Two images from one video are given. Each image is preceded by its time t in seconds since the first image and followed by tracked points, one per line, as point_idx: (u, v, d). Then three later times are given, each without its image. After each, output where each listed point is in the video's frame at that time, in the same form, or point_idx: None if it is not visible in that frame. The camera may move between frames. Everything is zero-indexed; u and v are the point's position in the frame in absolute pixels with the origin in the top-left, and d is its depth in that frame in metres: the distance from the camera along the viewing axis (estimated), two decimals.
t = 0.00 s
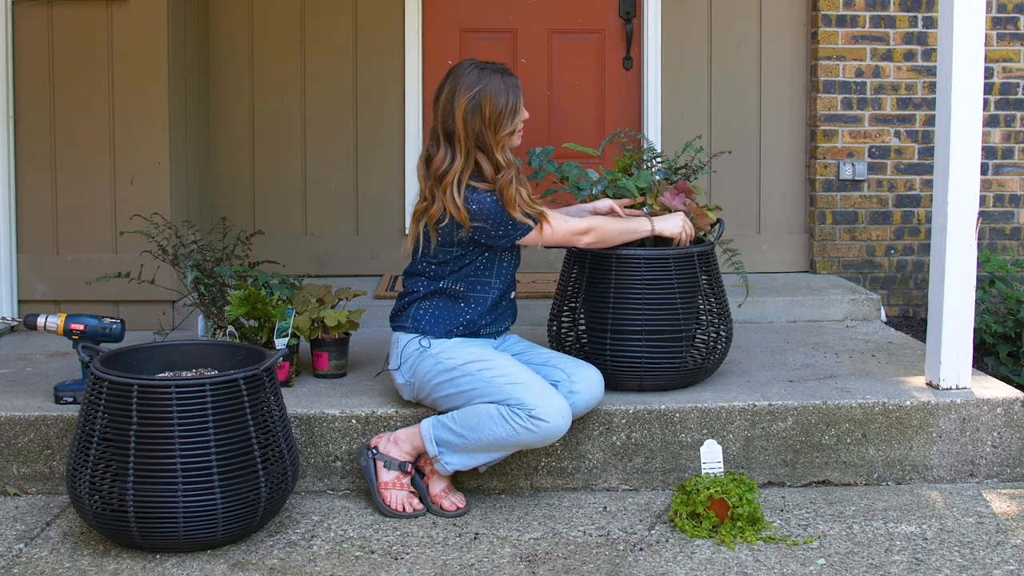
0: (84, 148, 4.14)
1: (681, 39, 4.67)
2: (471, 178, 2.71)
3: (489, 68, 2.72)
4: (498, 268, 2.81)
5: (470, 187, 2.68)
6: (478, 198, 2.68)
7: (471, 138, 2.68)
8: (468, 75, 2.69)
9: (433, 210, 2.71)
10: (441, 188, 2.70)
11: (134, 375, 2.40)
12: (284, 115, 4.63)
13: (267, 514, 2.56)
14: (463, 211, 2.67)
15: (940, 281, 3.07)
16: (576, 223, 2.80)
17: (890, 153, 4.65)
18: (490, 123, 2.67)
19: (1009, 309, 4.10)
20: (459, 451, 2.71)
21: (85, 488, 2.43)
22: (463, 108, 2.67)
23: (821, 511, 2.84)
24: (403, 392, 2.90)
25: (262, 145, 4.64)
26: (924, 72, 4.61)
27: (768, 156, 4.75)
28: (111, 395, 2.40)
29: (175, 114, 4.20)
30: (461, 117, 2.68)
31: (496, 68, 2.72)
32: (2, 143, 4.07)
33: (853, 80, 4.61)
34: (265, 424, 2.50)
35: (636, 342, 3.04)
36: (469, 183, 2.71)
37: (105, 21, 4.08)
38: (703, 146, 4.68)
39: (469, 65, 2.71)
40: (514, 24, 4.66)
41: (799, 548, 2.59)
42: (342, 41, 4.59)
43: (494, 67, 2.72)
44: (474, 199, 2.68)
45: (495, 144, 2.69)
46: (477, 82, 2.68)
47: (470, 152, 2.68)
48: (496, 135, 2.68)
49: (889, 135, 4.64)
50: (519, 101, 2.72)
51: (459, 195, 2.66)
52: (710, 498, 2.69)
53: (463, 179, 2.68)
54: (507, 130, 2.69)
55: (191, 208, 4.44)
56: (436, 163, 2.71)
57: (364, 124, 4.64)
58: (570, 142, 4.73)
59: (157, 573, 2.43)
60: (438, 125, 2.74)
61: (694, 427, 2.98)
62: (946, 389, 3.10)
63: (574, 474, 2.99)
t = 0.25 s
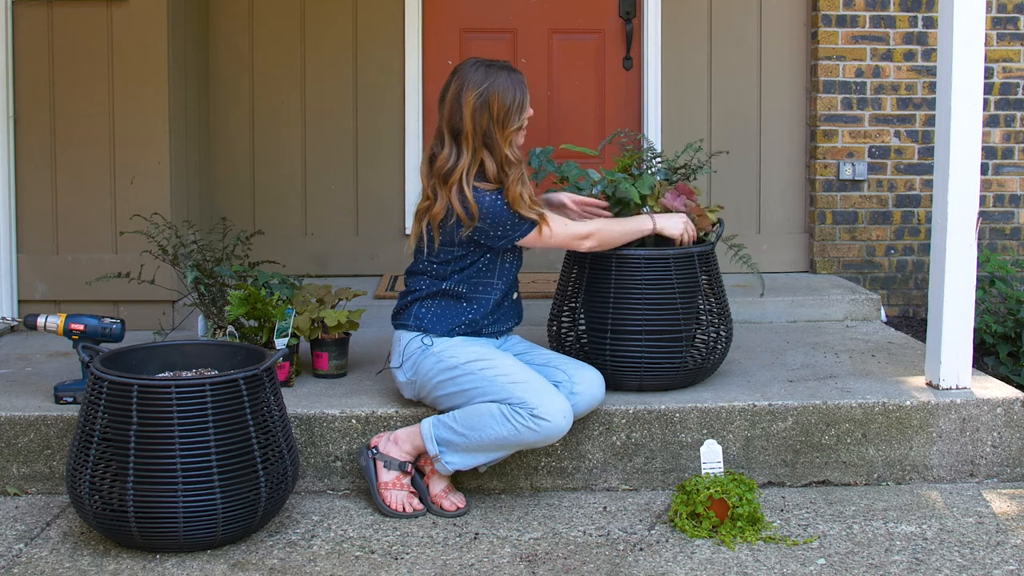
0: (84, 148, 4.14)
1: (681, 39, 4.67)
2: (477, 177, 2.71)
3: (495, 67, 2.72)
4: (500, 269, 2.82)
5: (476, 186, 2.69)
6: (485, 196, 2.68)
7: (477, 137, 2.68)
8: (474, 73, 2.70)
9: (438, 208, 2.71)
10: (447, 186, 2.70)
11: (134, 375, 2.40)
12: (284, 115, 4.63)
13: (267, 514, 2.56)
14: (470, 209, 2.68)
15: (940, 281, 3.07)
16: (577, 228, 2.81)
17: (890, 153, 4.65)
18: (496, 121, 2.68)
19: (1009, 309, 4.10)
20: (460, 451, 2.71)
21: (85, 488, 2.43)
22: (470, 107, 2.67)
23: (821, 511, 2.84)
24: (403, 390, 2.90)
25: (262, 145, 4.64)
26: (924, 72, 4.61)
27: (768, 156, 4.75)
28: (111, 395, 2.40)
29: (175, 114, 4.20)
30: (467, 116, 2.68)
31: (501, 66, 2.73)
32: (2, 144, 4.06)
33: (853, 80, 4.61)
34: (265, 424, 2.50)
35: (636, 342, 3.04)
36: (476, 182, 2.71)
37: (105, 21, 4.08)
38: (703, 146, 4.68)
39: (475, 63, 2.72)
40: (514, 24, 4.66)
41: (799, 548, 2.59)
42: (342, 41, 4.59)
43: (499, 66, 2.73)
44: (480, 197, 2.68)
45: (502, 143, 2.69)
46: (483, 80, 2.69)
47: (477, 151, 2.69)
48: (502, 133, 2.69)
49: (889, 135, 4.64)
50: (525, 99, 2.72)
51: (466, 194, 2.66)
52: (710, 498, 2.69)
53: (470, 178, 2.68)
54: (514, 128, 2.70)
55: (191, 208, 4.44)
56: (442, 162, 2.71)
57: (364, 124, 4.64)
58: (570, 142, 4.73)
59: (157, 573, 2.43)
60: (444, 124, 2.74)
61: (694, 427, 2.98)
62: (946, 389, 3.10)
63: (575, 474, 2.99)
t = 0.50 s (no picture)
0: (84, 148, 4.14)
1: (681, 39, 4.67)
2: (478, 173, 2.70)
3: (488, 63, 2.71)
4: (497, 271, 2.80)
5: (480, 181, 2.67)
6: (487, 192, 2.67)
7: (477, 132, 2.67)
8: (469, 70, 2.68)
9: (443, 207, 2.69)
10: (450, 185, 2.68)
11: (134, 375, 2.40)
12: (284, 115, 4.63)
13: (267, 514, 2.56)
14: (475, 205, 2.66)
15: (940, 281, 3.07)
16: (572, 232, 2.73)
17: (890, 153, 4.65)
18: (494, 116, 2.67)
19: (1010, 309, 4.10)
20: (460, 451, 2.71)
21: (85, 488, 2.43)
22: (467, 103, 2.66)
23: (821, 511, 2.84)
24: (402, 392, 2.90)
25: (262, 145, 4.64)
26: (924, 72, 4.61)
27: (768, 156, 4.75)
28: (111, 395, 2.40)
29: (175, 114, 4.20)
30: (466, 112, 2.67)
31: (494, 62, 2.72)
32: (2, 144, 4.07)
33: (853, 80, 4.61)
34: (265, 424, 2.50)
35: (637, 342, 3.04)
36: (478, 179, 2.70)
37: (105, 21, 4.08)
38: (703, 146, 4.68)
39: (469, 62, 2.71)
40: (514, 25, 4.66)
41: (799, 548, 2.59)
42: (342, 41, 4.59)
43: (491, 62, 2.72)
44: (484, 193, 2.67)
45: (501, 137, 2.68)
46: (478, 78, 2.68)
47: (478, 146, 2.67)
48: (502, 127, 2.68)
49: (889, 136, 4.64)
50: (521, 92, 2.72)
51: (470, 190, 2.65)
52: (710, 498, 2.69)
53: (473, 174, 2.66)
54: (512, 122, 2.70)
55: (191, 208, 4.44)
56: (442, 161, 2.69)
57: (364, 124, 4.64)
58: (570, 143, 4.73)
59: (157, 573, 2.43)
60: (440, 121, 2.73)
61: (694, 427, 2.98)
62: (946, 389, 3.10)
63: (575, 474, 2.99)
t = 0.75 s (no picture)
0: (84, 148, 4.14)
1: (681, 39, 4.67)
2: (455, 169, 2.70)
3: (460, 59, 2.70)
4: (485, 267, 2.80)
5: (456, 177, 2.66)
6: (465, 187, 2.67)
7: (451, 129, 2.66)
8: (439, 66, 2.67)
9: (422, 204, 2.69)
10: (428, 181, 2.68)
11: (133, 375, 2.40)
12: (284, 115, 4.63)
13: (267, 514, 2.56)
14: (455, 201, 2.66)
15: (940, 281, 3.07)
16: (556, 217, 2.70)
17: (890, 153, 4.65)
18: (467, 111, 2.66)
19: (1009, 309, 4.10)
20: (458, 450, 2.71)
21: (85, 488, 2.43)
22: (438, 100, 2.65)
23: (821, 511, 2.84)
24: (398, 395, 2.90)
25: (262, 145, 4.64)
26: (924, 72, 4.61)
27: (768, 156, 4.75)
28: (111, 395, 2.40)
29: (175, 114, 4.20)
30: (438, 109, 2.65)
31: (466, 57, 2.70)
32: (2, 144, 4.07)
33: (853, 80, 4.61)
34: (265, 424, 2.50)
35: (637, 342, 3.04)
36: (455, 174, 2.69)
37: (105, 21, 4.08)
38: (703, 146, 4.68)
39: (440, 60, 2.69)
40: (514, 25, 4.66)
41: (799, 548, 2.59)
42: (342, 41, 4.59)
43: (463, 57, 2.70)
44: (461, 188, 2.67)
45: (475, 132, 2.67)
46: (449, 75, 2.66)
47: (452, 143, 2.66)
48: (476, 121, 2.67)
49: (889, 136, 4.64)
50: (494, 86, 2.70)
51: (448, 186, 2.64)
52: (710, 499, 2.69)
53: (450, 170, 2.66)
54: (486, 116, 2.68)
55: (191, 208, 4.44)
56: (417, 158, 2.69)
57: (364, 124, 4.64)
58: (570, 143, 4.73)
59: (157, 573, 2.43)
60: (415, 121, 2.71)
61: (694, 427, 2.98)
62: (946, 389, 3.10)
63: (575, 474, 2.99)
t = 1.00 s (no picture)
0: (84, 148, 4.14)
1: (681, 39, 4.67)
2: (424, 163, 2.75)
3: (433, 57, 2.76)
4: (473, 257, 2.83)
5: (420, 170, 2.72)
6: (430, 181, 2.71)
7: (417, 124, 2.72)
8: (413, 65, 2.74)
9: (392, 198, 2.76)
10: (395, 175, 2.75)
11: (134, 375, 2.40)
12: (285, 115, 4.63)
13: (267, 514, 2.56)
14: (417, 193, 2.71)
15: (940, 281, 3.07)
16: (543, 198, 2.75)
17: (890, 153, 4.65)
18: (436, 107, 2.70)
19: (1009, 309, 4.10)
20: (457, 448, 2.71)
21: (85, 488, 2.43)
22: (407, 97, 2.72)
23: (821, 511, 2.84)
24: (396, 396, 2.91)
25: (262, 144, 4.64)
26: (924, 72, 4.61)
27: (768, 156, 4.75)
28: (111, 395, 2.40)
29: (175, 114, 4.20)
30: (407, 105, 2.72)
31: (442, 56, 2.76)
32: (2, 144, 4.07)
33: (853, 80, 4.61)
34: (265, 424, 2.50)
35: (637, 342, 3.04)
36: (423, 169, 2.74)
37: (105, 21, 4.08)
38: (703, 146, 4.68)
39: (414, 58, 2.76)
40: (514, 24, 4.66)
41: (799, 548, 2.59)
42: (342, 41, 4.59)
43: (440, 56, 2.77)
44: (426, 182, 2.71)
45: (443, 127, 2.71)
46: (420, 72, 2.72)
47: (418, 137, 2.72)
48: (444, 117, 2.71)
49: (889, 136, 4.64)
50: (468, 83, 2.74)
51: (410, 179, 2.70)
52: (710, 499, 2.69)
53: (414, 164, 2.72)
54: (456, 112, 2.72)
55: (191, 208, 4.44)
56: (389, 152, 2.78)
57: (364, 124, 4.64)
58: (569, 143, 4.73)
59: (157, 573, 2.43)
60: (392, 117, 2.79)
61: (694, 427, 2.98)
62: (946, 389, 3.10)
63: (575, 474, 2.99)
